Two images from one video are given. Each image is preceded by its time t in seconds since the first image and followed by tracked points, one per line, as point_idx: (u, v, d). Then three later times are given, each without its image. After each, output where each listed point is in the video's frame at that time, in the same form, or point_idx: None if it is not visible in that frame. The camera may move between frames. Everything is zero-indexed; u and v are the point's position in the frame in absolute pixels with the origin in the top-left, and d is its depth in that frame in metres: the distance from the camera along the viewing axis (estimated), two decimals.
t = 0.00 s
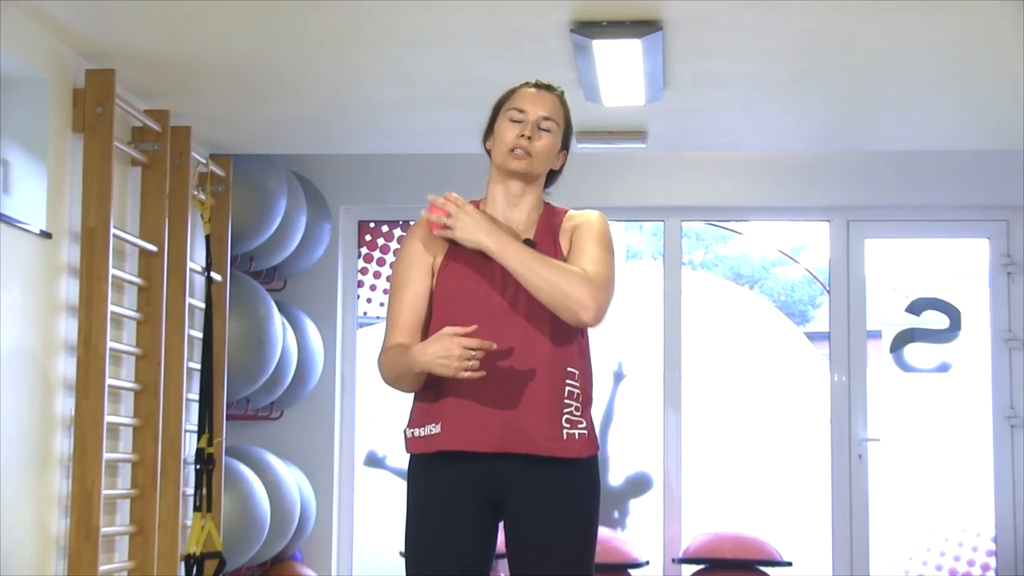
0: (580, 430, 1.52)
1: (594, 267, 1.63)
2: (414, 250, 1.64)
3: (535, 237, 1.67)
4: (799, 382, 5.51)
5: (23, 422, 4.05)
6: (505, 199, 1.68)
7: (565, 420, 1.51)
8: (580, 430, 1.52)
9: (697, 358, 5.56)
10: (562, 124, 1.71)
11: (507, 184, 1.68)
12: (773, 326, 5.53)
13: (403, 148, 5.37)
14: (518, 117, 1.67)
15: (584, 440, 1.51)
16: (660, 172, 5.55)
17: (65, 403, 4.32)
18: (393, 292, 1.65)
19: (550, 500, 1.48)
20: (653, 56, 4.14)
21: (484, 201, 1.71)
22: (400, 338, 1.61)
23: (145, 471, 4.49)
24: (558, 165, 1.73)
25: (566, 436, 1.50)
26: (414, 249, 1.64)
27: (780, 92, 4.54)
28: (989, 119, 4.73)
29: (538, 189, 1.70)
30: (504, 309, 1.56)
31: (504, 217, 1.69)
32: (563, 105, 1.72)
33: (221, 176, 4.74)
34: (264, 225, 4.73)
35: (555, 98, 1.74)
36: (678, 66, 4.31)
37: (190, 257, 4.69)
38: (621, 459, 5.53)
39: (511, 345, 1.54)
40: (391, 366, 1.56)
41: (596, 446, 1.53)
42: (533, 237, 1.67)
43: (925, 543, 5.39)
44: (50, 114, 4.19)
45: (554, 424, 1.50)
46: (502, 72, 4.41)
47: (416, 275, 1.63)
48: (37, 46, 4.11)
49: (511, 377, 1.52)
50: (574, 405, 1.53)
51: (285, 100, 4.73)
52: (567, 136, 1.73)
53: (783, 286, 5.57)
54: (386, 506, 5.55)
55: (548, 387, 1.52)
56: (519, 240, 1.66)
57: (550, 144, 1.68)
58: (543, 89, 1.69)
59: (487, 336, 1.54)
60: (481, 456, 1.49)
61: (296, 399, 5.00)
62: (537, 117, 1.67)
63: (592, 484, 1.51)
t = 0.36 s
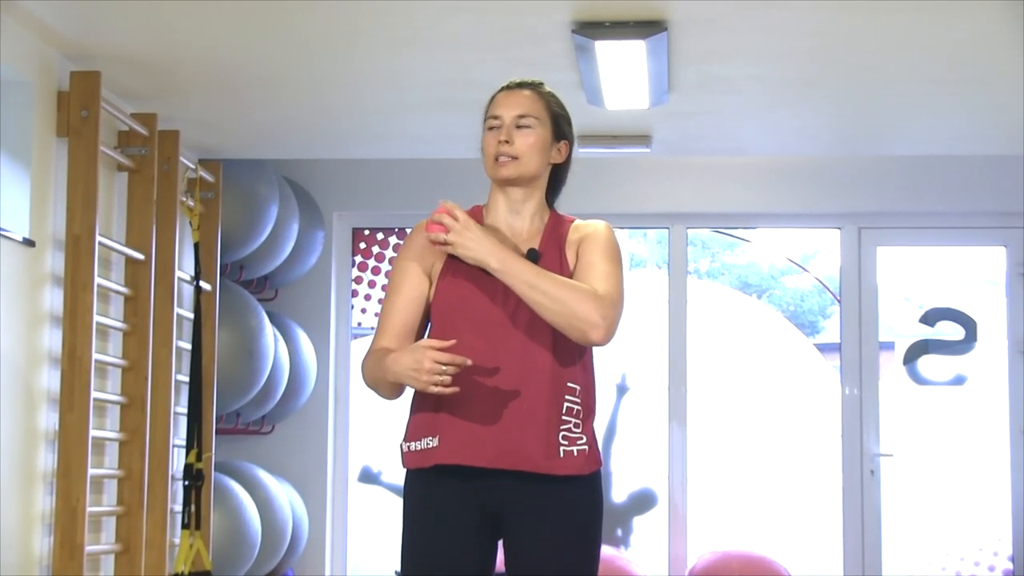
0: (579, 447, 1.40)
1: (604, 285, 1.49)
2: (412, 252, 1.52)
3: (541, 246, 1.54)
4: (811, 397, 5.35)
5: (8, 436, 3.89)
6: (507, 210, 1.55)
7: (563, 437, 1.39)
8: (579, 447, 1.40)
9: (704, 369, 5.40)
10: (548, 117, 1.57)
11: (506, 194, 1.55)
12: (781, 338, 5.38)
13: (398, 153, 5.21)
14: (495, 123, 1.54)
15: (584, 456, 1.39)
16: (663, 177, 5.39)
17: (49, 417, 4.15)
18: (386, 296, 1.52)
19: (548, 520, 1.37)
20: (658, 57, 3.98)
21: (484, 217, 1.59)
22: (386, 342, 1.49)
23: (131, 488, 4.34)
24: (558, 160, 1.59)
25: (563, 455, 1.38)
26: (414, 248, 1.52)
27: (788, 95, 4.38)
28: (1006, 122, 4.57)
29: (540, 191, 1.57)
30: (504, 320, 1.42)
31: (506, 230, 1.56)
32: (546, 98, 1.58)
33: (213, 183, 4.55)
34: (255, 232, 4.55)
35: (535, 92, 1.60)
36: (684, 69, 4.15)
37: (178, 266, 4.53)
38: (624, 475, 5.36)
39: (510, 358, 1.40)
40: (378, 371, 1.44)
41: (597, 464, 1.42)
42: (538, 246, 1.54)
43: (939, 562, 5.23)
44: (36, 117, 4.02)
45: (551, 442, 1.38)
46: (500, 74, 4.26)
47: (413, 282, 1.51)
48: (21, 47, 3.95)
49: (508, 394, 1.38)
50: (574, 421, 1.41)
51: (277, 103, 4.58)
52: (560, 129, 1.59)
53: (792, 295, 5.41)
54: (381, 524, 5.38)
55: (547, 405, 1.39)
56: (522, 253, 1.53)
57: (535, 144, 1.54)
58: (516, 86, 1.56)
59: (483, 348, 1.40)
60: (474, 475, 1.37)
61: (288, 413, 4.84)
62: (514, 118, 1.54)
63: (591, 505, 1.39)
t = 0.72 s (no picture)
0: (576, 462, 1.45)
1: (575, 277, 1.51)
2: (409, 268, 1.61)
3: (536, 251, 1.58)
4: (823, 411, 5.19)
5: None
6: (510, 219, 1.61)
7: (560, 449, 1.44)
8: (575, 461, 1.45)
9: (710, 381, 5.24)
10: (540, 121, 1.61)
11: (508, 204, 1.61)
12: (791, 349, 5.22)
13: (395, 157, 5.06)
14: (488, 134, 1.59)
15: (578, 471, 1.45)
16: (668, 184, 5.24)
17: (33, 431, 3.96)
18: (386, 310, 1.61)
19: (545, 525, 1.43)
20: (663, 59, 3.83)
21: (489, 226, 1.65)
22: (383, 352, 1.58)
23: (118, 505, 4.17)
24: (557, 160, 1.64)
25: (556, 466, 1.43)
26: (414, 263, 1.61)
27: (798, 99, 4.23)
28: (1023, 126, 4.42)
29: (541, 196, 1.62)
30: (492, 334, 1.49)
31: (509, 238, 1.61)
32: (536, 101, 1.62)
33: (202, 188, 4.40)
34: (245, 241, 4.40)
35: (525, 95, 1.64)
36: (690, 71, 3.99)
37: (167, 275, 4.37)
38: (629, 491, 5.21)
39: (500, 371, 1.47)
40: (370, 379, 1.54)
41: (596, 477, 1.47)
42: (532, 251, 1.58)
43: None
44: (19, 121, 3.84)
45: (544, 453, 1.43)
46: (499, 78, 4.11)
47: (407, 294, 1.60)
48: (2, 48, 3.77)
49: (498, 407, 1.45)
50: (573, 431, 1.46)
51: (268, 107, 4.42)
52: (554, 130, 1.63)
53: (802, 305, 5.25)
54: (378, 540, 5.23)
55: (541, 418, 1.44)
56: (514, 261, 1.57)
57: (530, 149, 1.58)
58: (504, 94, 1.60)
59: (473, 360, 1.48)
60: (468, 485, 1.44)
61: (280, 427, 4.69)
62: (505, 126, 1.58)
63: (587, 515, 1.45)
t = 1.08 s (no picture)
0: (569, 475, 1.43)
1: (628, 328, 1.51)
2: (390, 278, 1.57)
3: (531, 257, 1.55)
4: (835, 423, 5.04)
5: None
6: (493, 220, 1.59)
7: (549, 461, 1.42)
8: (568, 474, 1.43)
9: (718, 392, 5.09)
10: (543, 127, 1.62)
11: (495, 203, 1.60)
12: (803, 360, 5.06)
13: (391, 161, 4.91)
14: (493, 128, 1.58)
15: (573, 484, 1.43)
16: (673, 189, 5.09)
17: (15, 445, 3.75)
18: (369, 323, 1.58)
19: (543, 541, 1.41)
20: (668, 60, 3.68)
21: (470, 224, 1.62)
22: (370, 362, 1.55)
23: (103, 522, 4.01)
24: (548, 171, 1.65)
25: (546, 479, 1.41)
26: (395, 272, 1.57)
27: (808, 101, 4.08)
28: None
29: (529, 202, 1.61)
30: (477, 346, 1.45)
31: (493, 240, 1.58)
32: (540, 106, 1.63)
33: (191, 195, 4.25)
34: (236, 248, 4.24)
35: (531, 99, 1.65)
36: (697, 72, 3.84)
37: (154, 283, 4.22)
38: (633, 507, 5.05)
39: (485, 385, 1.43)
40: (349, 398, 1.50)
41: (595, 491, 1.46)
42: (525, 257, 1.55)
43: None
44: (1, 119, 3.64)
45: (530, 466, 1.41)
46: (497, 79, 3.96)
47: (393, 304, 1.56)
48: None
49: (483, 421, 1.42)
50: (565, 444, 1.44)
51: (259, 109, 4.27)
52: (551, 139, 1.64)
53: (813, 314, 5.10)
54: (374, 557, 5.08)
55: (529, 431, 1.42)
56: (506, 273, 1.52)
57: (533, 153, 1.59)
58: (515, 92, 1.60)
59: (458, 374, 1.44)
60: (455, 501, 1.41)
61: (272, 440, 4.54)
62: (514, 123, 1.58)
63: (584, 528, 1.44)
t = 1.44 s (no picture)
0: (582, 485, 1.39)
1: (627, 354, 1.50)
2: (383, 280, 1.50)
3: (534, 262, 1.49)
4: (847, 435, 4.89)
5: None
6: (487, 229, 1.52)
7: (565, 472, 1.38)
8: (582, 485, 1.39)
9: (726, 402, 4.95)
10: (540, 132, 1.55)
11: (487, 212, 1.53)
12: (814, 370, 4.92)
13: (387, 163, 4.77)
14: (491, 132, 1.52)
15: (589, 494, 1.39)
16: (678, 192, 4.95)
17: None
18: (361, 323, 1.49)
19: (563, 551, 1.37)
20: (675, 58, 3.53)
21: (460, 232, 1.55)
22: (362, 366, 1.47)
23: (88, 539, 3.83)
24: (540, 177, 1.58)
25: (566, 489, 1.37)
26: (389, 275, 1.50)
27: (819, 102, 3.94)
28: None
29: (523, 212, 1.55)
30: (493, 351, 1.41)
31: (488, 246, 1.51)
32: (538, 110, 1.56)
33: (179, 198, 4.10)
34: (226, 254, 4.09)
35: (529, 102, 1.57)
36: (705, 72, 3.69)
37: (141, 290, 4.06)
38: (638, 523, 4.90)
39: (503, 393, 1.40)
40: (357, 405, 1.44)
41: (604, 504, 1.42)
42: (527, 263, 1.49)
43: None
44: None
45: (552, 476, 1.37)
46: (497, 79, 3.81)
47: (388, 305, 1.48)
48: None
49: (499, 427, 1.38)
50: (575, 454, 1.40)
51: (249, 109, 4.12)
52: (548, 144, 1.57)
53: (824, 322, 4.95)
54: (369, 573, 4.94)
55: (545, 438, 1.39)
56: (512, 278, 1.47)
57: (532, 160, 1.52)
58: (513, 95, 1.53)
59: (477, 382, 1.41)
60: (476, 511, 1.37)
61: (263, 453, 4.39)
62: (513, 129, 1.52)
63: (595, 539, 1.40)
